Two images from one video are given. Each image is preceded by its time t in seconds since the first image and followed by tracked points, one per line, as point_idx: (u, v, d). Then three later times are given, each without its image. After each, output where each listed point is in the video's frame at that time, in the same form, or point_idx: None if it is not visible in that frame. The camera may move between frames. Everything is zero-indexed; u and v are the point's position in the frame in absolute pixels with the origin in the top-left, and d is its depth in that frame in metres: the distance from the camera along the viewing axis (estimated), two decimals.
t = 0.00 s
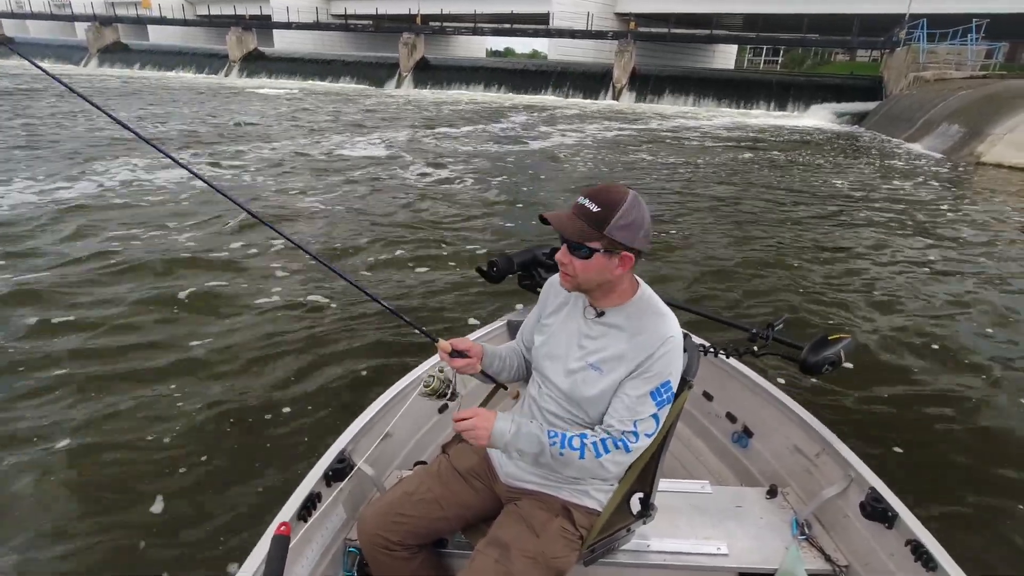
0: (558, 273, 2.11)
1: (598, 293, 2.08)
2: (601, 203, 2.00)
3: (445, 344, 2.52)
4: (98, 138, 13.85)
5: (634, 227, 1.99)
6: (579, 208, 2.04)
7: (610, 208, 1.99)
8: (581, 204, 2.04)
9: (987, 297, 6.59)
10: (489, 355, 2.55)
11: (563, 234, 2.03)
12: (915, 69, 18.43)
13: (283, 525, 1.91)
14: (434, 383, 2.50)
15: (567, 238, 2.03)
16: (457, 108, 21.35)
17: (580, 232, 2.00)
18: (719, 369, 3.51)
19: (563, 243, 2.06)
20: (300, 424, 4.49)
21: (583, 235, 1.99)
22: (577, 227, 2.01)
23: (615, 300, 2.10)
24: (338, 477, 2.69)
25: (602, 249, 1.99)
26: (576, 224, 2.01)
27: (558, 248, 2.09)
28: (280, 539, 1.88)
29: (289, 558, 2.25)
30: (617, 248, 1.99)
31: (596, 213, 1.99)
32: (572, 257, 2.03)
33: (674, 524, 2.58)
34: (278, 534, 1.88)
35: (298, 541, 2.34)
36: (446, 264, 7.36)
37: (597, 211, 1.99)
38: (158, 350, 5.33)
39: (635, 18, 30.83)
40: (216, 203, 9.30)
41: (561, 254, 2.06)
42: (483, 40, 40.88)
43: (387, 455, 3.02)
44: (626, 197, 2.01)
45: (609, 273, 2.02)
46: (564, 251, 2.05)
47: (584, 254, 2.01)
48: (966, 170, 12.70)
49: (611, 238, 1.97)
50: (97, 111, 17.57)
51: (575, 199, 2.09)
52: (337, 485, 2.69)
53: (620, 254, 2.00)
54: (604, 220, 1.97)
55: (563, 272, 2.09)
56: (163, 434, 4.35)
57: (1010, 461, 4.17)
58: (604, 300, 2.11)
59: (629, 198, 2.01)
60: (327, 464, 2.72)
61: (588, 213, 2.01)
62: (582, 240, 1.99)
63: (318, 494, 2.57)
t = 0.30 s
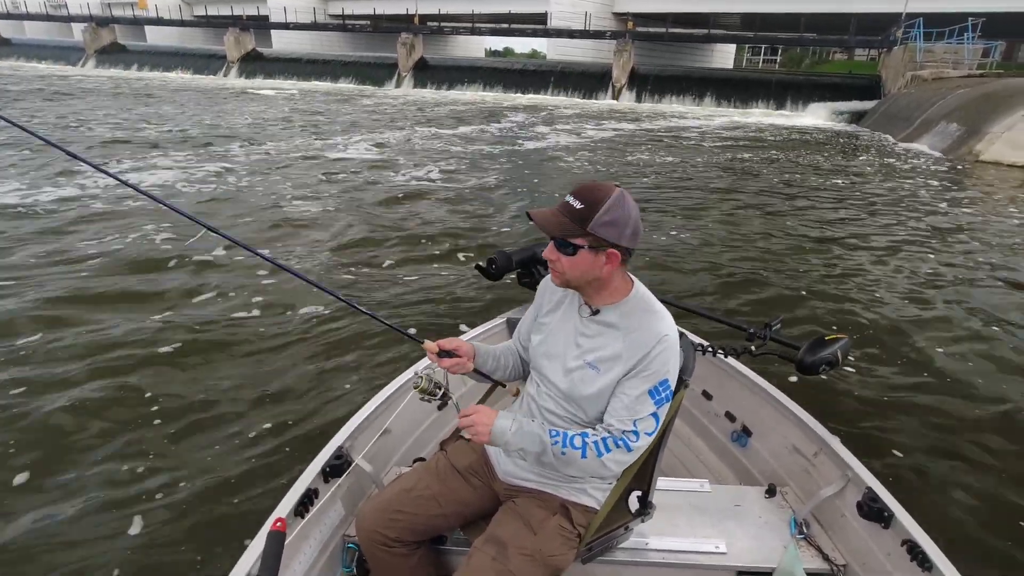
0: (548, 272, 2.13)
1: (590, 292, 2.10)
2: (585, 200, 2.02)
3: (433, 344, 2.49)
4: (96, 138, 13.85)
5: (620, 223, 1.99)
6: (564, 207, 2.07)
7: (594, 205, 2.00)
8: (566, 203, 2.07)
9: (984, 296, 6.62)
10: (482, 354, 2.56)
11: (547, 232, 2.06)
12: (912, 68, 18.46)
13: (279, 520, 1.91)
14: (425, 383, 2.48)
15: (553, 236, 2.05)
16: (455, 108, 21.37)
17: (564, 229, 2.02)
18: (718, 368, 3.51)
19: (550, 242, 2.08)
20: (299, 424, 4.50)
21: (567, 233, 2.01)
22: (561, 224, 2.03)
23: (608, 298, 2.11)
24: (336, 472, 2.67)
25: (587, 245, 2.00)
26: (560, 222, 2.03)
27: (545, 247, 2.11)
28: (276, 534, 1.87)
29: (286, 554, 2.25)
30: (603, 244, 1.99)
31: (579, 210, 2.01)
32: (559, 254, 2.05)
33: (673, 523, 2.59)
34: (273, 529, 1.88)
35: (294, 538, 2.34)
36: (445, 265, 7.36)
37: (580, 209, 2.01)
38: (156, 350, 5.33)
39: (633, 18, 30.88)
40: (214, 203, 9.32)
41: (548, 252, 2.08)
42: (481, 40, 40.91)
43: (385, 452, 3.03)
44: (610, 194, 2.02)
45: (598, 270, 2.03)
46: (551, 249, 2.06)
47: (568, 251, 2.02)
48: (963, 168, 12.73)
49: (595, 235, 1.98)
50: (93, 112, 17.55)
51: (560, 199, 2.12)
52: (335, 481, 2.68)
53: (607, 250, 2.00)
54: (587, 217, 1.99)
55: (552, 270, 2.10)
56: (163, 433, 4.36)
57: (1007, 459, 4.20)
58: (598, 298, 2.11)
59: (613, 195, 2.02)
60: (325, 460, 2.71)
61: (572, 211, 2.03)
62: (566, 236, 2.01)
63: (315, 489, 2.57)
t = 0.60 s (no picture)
0: (553, 267, 2.12)
1: (595, 289, 2.09)
2: (594, 195, 2.02)
3: (436, 344, 2.46)
4: (94, 138, 13.84)
5: (627, 220, 1.99)
6: (572, 202, 2.06)
7: (602, 201, 1.99)
8: (574, 198, 2.06)
9: (983, 295, 6.62)
10: (482, 354, 2.56)
11: (554, 226, 2.04)
12: (910, 68, 18.48)
13: (282, 520, 1.91)
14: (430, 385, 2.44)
15: (558, 231, 2.04)
16: (453, 109, 21.37)
17: (572, 224, 2.01)
18: (718, 365, 3.51)
19: (555, 237, 2.07)
20: (299, 423, 4.50)
21: (574, 228, 2.01)
22: (569, 219, 2.03)
23: (612, 295, 2.10)
24: (338, 472, 2.66)
25: (593, 241, 2.00)
26: (567, 217, 2.03)
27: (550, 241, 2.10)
28: (279, 535, 1.87)
29: (288, 556, 2.24)
30: (609, 240, 1.99)
31: (587, 206, 2.01)
32: (565, 250, 2.04)
33: (673, 521, 2.59)
34: (277, 530, 1.88)
35: (297, 538, 2.33)
36: (445, 265, 7.36)
37: (587, 204, 2.01)
38: (156, 351, 5.32)
39: (631, 18, 30.90)
40: (213, 203, 9.31)
41: (554, 247, 2.06)
42: (479, 40, 40.90)
43: (386, 452, 3.02)
44: (617, 190, 2.01)
45: (603, 267, 2.02)
46: (556, 245, 2.06)
47: (575, 246, 2.02)
48: (963, 168, 12.74)
49: (601, 231, 1.98)
50: (91, 113, 17.52)
51: (568, 193, 2.11)
52: (338, 480, 2.67)
53: (613, 247, 2.00)
54: (594, 213, 1.98)
55: (556, 266, 2.09)
56: (163, 433, 4.35)
57: (1007, 457, 4.20)
58: (601, 295, 2.11)
59: (621, 191, 2.01)
60: (327, 459, 2.70)
61: (579, 207, 2.02)
62: (572, 232, 2.00)
63: (318, 489, 2.56)
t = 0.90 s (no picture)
0: (566, 268, 2.10)
1: (606, 289, 2.09)
2: (610, 196, 2.01)
3: (440, 350, 2.46)
4: (92, 139, 13.82)
5: (644, 221, 2.02)
6: (587, 203, 2.05)
7: (620, 202, 2.00)
8: (590, 199, 2.05)
9: (983, 295, 6.63)
10: (486, 356, 2.56)
11: (572, 227, 2.02)
12: (908, 68, 18.53)
13: (287, 520, 1.90)
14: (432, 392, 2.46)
15: (576, 231, 2.02)
16: (451, 109, 21.36)
17: (591, 225, 2.00)
18: (721, 365, 3.51)
19: (571, 237, 2.06)
20: (300, 423, 4.48)
21: (593, 229, 2.00)
22: (588, 220, 2.01)
23: (620, 295, 2.10)
24: (341, 472, 2.66)
25: (612, 242, 2.00)
26: (586, 218, 2.01)
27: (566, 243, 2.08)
28: (284, 535, 1.87)
29: (291, 556, 2.24)
30: (627, 240, 2.00)
31: (605, 206, 2.00)
32: (581, 251, 2.02)
33: (675, 521, 2.58)
34: (281, 530, 1.87)
35: (299, 538, 2.32)
36: (445, 266, 7.35)
37: (606, 205, 2.00)
38: (155, 350, 5.31)
39: (629, 19, 30.95)
40: (212, 204, 9.31)
41: (569, 249, 2.05)
42: (477, 41, 40.92)
43: (388, 452, 3.01)
44: (633, 191, 2.02)
45: (619, 266, 2.03)
46: (573, 246, 2.04)
47: (594, 247, 2.00)
48: (961, 168, 12.77)
49: (621, 231, 1.98)
50: (89, 113, 17.50)
51: (583, 194, 2.10)
52: (340, 480, 2.66)
53: (629, 247, 2.01)
54: (614, 214, 1.98)
55: (570, 267, 2.07)
56: (163, 433, 4.33)
57: (1008, 457, 4.21)
58: (610, 295, 2.11)
59: (637, 192, 2.03)
60: (330, 459, 2.69)
61: (596, 208, 2.02)
62: (592, 233, 1.99)
63: (320, 489, 2.55)
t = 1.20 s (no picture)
0: (564, 270, 2.07)
1: (602, 290, 2.08)
2: (608, 196, 2.01)
3: (433, 358, 2.44)
4: (90, 141, 13.82)
5: (640, 219, 2.03)
6: (585, 203, 2.04)
7: (618, 202, 2.00)
8: (587, 199, 2.05)
9: (981, 295, 6.64)
10: (481, 361, 2.55)
11: (573, 227, 2.01)
12: (905, 68, 18.56)
13: (283, 521, 1.89)
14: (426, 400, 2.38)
15: (578, 232, 2.01)
16: (450, 109, 21.36)
17: (592, 225, 1.99)
18: (719, 367, 3.51)
19: (570, 238, 2.04)
20: (299, 424, 4.48)
21: (595, 229, 1.99)
22: (589, 221, 2.00)
23: (615, 296, 2.10)
24: (340, 472, 2.65)
25: (613, 241, 2.00)
26: (586, 218, 2.00)
27: (565, 243, 2.05)
28: (280, 535, 1.85)
29: (290, 557, 2.23)
30: (626, 239, 2.01)
31: (604, 206, 2.00)
32: (581, 252, 2.01)
33: (676, 522, 2.58)
34: (278, 530, 1.86)
35: (298, 540, 2.32)
36: (444, 267, 7.35)
37: (605, 205, 2.00)
38: (153, 352, 5.28)
39: (627, 19, 30.97)
40: (211, 205, 9.31)
41: (568, 250, 2.03)
42: (475, 41, 40.91)
43: (388, 453, 3.01)
44: (629, 190, 2.04)
45: (617, 266, 2.03)
46: (572, 247, 2.02)
47: (595, 248, 1.99)
48: (959, 168, 12.79)
49: (621, 231, 1.99)
50: (87, 115, 17.48)
51: (580, 195, 2.09)
52: (339, 481, 2.65)
53: (627, 246, 2.02)
54: (614, 214, 1.98)
55: (569, 268, 2.05)
56: (162, 434, 4.32)
57: (1008, 457, 4.21)
58: (605, 296, 2.10)
59: (633, 192, 2.05)
60: (329, 460, 2.68)
61: (595, 208, 2.01)
62: (593, 234, 1.99)
63: (319, 490, 2.54)
